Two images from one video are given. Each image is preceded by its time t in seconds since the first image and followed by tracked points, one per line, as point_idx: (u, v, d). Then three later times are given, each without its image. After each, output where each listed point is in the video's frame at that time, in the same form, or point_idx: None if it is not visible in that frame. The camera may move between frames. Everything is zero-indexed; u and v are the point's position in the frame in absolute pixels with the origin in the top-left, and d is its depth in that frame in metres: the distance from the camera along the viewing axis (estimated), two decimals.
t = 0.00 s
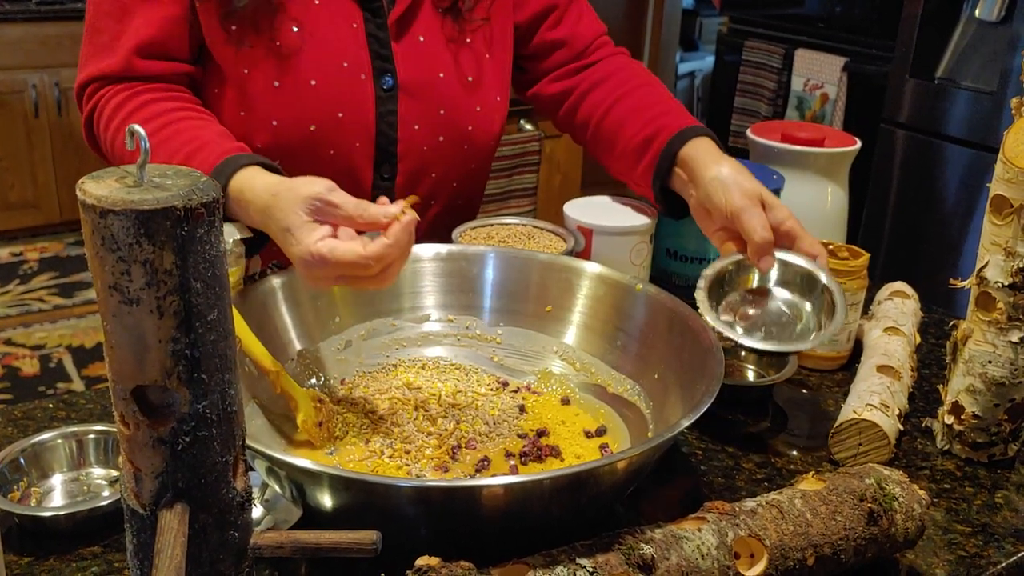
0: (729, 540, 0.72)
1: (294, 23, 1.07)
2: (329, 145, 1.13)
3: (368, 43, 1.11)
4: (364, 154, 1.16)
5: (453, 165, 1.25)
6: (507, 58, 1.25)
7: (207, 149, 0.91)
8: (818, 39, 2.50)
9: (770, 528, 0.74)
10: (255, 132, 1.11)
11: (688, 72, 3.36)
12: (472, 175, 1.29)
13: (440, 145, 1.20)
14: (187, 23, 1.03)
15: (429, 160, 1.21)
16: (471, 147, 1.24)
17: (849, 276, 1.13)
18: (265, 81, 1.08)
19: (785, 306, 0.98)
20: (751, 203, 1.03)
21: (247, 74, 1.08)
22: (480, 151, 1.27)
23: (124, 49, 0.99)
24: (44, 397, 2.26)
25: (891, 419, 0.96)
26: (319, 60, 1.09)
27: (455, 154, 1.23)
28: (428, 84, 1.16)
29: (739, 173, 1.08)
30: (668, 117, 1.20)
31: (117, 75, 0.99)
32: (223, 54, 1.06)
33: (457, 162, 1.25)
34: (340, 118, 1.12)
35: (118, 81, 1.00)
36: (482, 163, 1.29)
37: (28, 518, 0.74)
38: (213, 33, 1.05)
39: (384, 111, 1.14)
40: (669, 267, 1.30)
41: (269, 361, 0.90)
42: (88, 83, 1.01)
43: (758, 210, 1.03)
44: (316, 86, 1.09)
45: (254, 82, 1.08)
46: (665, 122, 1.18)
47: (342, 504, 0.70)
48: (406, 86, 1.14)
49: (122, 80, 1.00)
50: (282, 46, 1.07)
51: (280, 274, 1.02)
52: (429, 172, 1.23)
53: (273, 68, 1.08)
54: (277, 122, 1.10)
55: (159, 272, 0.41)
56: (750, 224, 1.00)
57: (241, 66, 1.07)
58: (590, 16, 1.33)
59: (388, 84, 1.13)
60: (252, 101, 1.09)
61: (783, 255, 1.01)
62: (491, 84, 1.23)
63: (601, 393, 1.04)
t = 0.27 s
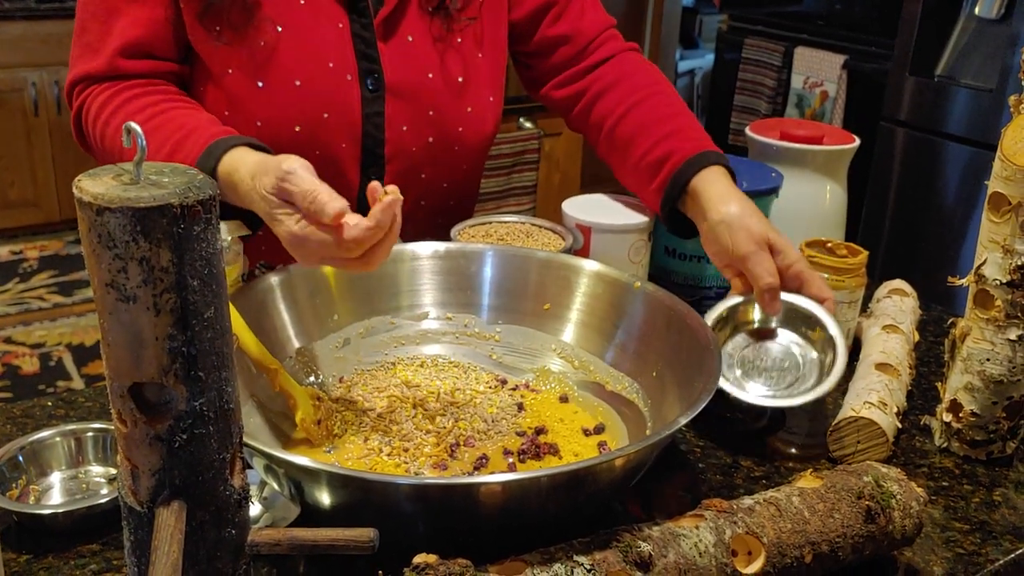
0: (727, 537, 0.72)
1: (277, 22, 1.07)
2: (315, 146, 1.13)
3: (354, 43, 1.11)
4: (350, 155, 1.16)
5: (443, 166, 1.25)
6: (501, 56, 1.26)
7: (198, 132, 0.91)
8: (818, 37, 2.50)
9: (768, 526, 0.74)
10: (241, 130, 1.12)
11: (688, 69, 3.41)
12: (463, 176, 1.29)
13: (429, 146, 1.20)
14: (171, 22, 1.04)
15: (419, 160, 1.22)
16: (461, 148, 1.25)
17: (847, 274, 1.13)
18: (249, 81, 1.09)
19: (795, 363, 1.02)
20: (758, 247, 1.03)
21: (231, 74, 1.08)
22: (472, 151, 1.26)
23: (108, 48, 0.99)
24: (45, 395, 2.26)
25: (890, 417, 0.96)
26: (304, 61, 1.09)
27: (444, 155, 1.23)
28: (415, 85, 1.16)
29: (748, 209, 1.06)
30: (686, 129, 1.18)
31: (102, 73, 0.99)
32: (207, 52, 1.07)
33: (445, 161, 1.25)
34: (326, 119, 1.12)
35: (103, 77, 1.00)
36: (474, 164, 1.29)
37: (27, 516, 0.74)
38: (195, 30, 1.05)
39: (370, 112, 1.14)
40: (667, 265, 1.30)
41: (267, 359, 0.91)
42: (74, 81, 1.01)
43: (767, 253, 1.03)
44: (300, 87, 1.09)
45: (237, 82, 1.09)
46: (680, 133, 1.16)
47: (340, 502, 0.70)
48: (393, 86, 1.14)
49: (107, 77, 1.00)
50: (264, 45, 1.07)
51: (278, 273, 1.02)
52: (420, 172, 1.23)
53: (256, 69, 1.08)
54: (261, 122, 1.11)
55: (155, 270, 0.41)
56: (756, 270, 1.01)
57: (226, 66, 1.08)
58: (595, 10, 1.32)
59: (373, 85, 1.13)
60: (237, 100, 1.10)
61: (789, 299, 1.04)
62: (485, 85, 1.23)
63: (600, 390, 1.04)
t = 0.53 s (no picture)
0: (724, 535, 0.72)
1: (271, 20, 1.07)
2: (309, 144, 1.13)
3: (348, 43, 1.11)
4: (343, 154, 1.16)
5: (438, 167, 1.25)
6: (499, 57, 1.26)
7: (192, 116, 0.90)
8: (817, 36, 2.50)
9: (765, 523, 0.74)
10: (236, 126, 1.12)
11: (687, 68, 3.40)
12: (459, 179, 1.29)
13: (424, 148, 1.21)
14: (165, 19, 1.04)
15: (415, 161, 1.22)
16: (456, 151, 1.25)
17: (846, 272, 1.13)
18: (242, 78, 1.09)
19: (788, 395, 1.02)
20: (759, 276, 1.01)
21: (224, 70, 1.08)
22: (468, 154, 1.26)
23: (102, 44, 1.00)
24: (44, 394, 2.25)
25: (887, 415, 0.96)
26: (298, 59, 1.09)
27: (440, 157, 1.23)
28: (410, 84, 1.16)
29: (752, 235, 1.04)
30: (693, 138, 1.17)
31: (95, 67, 1.00)
32: (203, 48, 1.07)
33: (441, 163, 1.25)
34: (319, 118, 1.12)
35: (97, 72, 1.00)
36: (469, 166, 1.29)
37: (27, 513, 0.75)
38: (189, 27, 1.05)
39: (364, 112, 1.14)
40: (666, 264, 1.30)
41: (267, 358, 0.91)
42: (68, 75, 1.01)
43: (767, 283, 1.01)
44: (293, 84, 1.10)
45: (231, 79, 1.09)
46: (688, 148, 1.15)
47: (339, 499, 0.71)
48: (387, 86, 1.14)
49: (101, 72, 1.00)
50: (258, 41, 1.07)
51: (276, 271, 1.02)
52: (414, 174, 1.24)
53: (250, 66, 1.08)
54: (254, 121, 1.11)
55: (154, 267, 0.41)
56: (755, 299, 1.00)
57: (219, 61, 1.08)
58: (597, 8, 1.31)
59: (367, 86, 1.13)
60: (231, 97, 1.10)
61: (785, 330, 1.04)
62: (482, 86, 1.24)
63: (599, 389, 1.04)
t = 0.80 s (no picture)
0: (723, 533, 0.72)
1: (268, 19, 1.07)
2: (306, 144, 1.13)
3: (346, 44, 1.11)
4: (339, 155, 1.16)
5: (436, 167, 1.25)
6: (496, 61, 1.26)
7: (187, 111, 0.90)
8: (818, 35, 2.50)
9: (764, 522, 0.74)
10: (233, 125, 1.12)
11: (688, 67, 3.39)
12: (456, 181, 1.29)
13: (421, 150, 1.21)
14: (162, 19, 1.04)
15: (410, 162, 1.22)
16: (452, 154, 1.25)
17: (846, 271, 1.13)
18: (239, 77, 1.09)
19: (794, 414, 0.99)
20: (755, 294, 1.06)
21: (223, 69, 1.08)
22: (466, 154, 1.27)
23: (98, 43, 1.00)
24: (43, 393, 2.25)
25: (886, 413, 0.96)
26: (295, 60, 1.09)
27: (437, 158, 1.24)
28: (407, 86, 1.16)
29: (751, 251, 1.09)
30: (695, 148, 1.19)
31: (91, 64, 1.00)
32: (200, 48, 1.07)
33: (438, 163, 1.25)
34: (314, 118, 1.12)
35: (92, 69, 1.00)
36: (467, 168, 1.29)
37: (27, 513, 0.74)
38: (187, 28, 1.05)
39: (361, 113, 1.14)
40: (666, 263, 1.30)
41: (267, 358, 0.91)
42: (64, 72, 1.01)
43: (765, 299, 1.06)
44: (289, 84, 1.10)
45: (229, 77, 1.09)
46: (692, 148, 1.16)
47: (339, 498, 0.71)
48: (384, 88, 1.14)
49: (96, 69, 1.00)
50: (255, 41, 1.07)
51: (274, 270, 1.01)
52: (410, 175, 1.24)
53: (247, 66, 1.08)
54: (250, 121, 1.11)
55: (153, 266, 0.41)
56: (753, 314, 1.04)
57: (217, 60, 1.07)
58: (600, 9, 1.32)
59: (363, 87, 1.13)
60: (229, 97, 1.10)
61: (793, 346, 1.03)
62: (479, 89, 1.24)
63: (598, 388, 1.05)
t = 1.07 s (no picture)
0: (724, 534, 0.72)
1: (267, 20, 1.07)
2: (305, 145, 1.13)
3: (345, 45, 1.11)
4: (338, 155, 1.16)
5: (435, 168, 1.25)
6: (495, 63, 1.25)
7: (184, 108, 0.90)
8: (818, 35, 2.50)
9: (765, 522, 0.74)
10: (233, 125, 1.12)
11: (688, 68, 3.39)
12: (455, 181, 1.29)
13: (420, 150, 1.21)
14: (161, 19, 1.04)
15: (409, 163, 1.22)
16: (450, 155, 1.25)
17: (846, 271, 1.13)
18: (238, 78, 1.09)
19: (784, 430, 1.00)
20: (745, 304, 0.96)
21: (222, 68, 1.08)
22: (465, 155, 1.27)
23: (98, 42, 1.00)
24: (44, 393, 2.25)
25: (887, 414, 0.96)
26: (294, 61, 1.09)
27: (436, 159, 1.24)
28: (405, 87, 1.16)
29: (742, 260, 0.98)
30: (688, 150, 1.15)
31: (91, 63, 1.00)
32: (199, 48, 1.07)
33: (438, 164, 1.25)
34: (314, 119, 1.12)
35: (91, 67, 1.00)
36: (467, 168, 1.29)
37: (27, 513, 0.74)
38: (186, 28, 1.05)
39: (360, 114, 1.14)
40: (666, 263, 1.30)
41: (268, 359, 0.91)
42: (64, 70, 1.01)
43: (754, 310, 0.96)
44: (288, 85, 1.10)
45: (228, 77, 1.09)
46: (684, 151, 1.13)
47: (339, 498, 0.71)
48: (383, 88, 1.14)
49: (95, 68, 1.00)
50: (254, 42, 1.07)
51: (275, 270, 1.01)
52: (410, 176, 1.24)
53: (247, 66, 1.08)
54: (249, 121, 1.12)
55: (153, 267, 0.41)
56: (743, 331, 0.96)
57: (217, 60, 1.08)
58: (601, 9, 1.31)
59: (362, 88, 1.13)
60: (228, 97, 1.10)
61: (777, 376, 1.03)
62: (478, 90, 1.24)
63: (598, 388, 1.05)
